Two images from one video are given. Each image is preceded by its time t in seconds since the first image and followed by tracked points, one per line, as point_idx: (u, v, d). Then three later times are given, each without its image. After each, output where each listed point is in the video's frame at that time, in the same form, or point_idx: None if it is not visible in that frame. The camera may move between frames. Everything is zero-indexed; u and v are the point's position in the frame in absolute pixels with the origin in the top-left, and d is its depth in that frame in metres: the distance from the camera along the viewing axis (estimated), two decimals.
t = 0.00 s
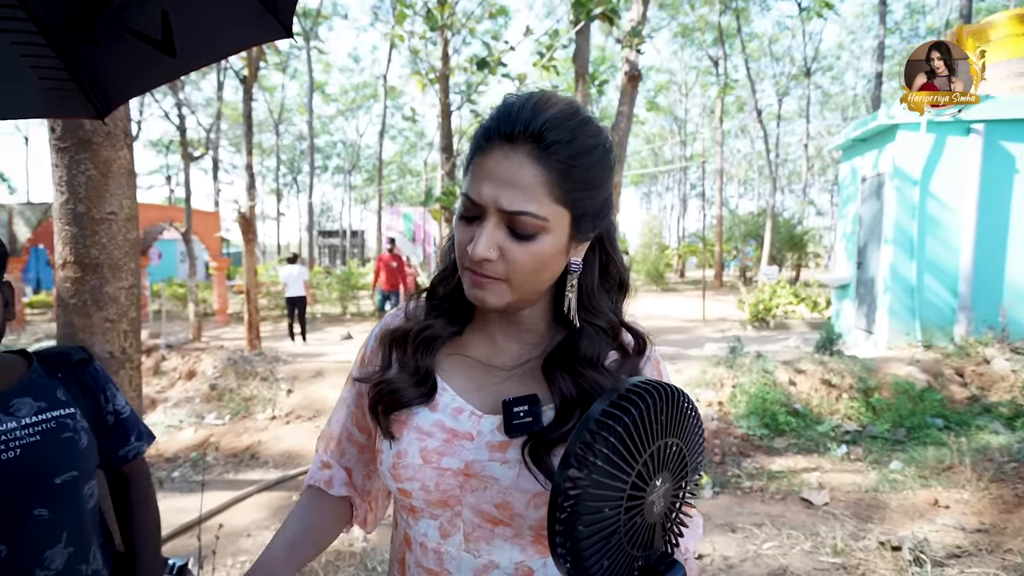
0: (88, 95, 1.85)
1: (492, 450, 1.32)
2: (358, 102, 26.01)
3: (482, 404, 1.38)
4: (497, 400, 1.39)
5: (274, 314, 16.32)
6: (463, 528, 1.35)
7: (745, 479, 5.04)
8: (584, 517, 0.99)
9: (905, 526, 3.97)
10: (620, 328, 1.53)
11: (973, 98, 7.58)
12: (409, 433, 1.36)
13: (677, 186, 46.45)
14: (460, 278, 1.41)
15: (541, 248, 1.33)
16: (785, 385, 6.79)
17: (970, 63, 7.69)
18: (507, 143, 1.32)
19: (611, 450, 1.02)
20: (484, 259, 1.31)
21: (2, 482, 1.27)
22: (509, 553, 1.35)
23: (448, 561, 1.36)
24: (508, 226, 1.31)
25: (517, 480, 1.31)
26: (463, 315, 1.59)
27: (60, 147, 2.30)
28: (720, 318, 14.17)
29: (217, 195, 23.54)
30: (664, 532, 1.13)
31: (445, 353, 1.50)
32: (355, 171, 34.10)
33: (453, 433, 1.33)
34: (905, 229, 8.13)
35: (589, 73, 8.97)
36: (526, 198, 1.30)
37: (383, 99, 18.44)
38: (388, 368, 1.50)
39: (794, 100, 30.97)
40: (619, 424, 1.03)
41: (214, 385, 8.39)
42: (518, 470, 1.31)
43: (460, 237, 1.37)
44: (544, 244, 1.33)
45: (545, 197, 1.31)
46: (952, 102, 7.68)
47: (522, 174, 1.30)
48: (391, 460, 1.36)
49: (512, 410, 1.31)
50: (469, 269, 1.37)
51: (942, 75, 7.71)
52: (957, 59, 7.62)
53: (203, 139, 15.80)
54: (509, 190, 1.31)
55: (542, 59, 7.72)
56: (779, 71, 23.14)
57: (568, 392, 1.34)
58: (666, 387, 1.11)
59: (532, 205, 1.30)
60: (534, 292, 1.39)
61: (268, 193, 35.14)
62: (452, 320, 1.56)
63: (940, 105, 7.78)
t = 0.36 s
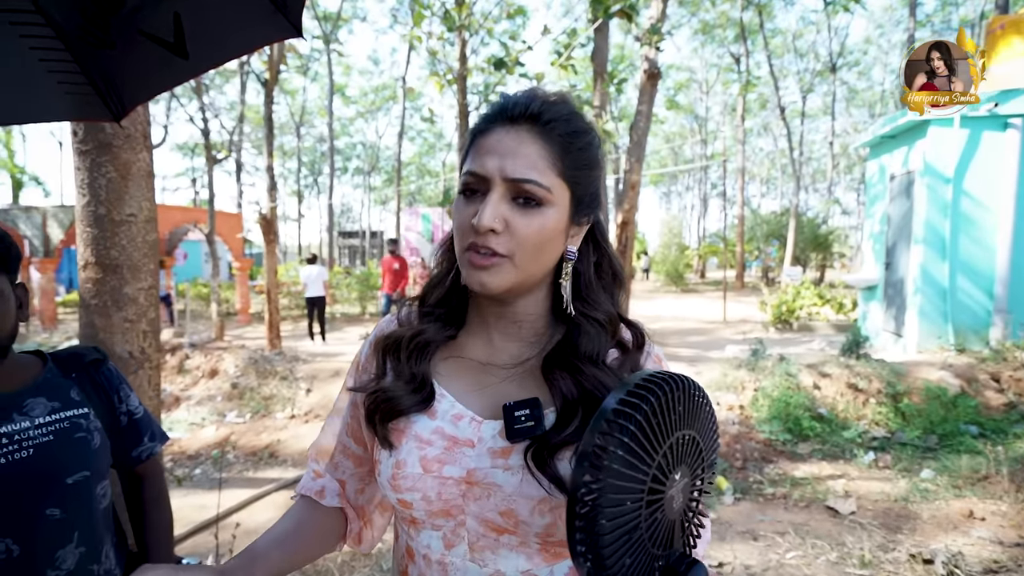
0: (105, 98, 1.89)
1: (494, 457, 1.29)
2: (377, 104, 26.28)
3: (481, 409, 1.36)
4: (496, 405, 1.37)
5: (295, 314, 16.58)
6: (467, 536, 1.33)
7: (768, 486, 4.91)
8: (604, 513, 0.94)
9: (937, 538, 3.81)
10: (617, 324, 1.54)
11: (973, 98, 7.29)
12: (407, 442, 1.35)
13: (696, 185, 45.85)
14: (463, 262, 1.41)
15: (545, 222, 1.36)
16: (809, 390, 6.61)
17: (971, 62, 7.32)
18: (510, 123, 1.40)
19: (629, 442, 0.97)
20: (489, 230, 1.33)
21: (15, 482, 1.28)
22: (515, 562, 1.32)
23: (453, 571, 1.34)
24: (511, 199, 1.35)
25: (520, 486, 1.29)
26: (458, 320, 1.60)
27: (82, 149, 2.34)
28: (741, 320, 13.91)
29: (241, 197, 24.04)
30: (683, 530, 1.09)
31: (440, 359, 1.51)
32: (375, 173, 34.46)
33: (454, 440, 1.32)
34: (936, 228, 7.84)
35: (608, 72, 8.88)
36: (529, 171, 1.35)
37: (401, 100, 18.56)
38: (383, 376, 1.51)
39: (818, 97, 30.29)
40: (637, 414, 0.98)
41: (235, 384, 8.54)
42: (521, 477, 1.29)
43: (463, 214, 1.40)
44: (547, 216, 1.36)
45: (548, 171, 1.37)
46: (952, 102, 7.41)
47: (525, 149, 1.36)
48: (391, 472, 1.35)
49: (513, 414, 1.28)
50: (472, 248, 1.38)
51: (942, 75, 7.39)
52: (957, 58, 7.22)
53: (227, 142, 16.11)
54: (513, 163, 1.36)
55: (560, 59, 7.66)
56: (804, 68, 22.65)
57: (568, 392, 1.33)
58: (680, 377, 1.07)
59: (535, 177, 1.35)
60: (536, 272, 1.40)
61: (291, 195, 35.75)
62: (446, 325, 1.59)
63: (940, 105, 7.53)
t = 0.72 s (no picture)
0: (124, 105, 1.91)
1: (486, 466, 1.34)
2: (393, 106, 26.46)
3: (471, 420, 1.42)
4: (484, 413, 1.43)
5: (311, 313, 16.75)
6: (463, 546, 1.37)
7: (786, 490, 4.82)
8: (669, 517, 1.03)
9: (963, 546, 3.71)
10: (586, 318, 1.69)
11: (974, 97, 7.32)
12: (390, 461, 1.37)
13: (712, 185, 45.33)
14: (468, 247, 1.47)
15: (545, 213, 1.52)
16: (829, 393, 6.49)
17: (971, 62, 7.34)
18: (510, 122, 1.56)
19: (692, 444, 1.07)
20: (501, 216, 1.44)
21: (40, 478, 1.30)
22: (514, 564, 1.38)
23: None
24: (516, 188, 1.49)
25: (517, 493, 1.34)
26: (428, 334, 1.63)
27: (105, 151, 2.38)
28: (758, 321, 13.71)
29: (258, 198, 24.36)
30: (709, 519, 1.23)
31: (420, 376, 1.54)
32: (390, 174, 34.72)
33: (442, 454, 1.36)
34: (962, 229, 7.63)
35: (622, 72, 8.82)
36: (531, 165, 1.52)
37: (416, 102, 18.68)
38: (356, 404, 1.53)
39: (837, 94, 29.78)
40: (691, 419, 1.09)
41: (252, 383, 8.65)
42: (516, 483, 1.34)
43: (467, 203, 1.48)
44: (548, 207, 1.52)
45: (547, 165, 1.55)
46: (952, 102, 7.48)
47: (526, 144, 1.53)
48: (376, 498, 1.36)
49: (504, 422, 1.36)
50: (481, 233, 1.46)
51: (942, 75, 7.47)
52: (957, 58, 7.29)
53: (245, 143, 16.36)
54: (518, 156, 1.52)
55: (574, 58, 7.63)
56: (823, 65, 22.29)
57: (558, 388, 1.44)
58: (711, 385, 1.20)
59: (538, 170, 1.52)
60: (535, 261, 1.52)
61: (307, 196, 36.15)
62: (419, 342, 1.60)
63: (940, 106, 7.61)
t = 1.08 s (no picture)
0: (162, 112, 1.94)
1: (471, 450, 1.38)
2: (405, 107, 26.69)
3: (455, 409, 1.44)
4: (466, 400, 1.47)
5: (325, 313, 16.96)
6: (452, 525, 1.41)
7: (800, 490, 4.82)
8: (617, 471, 1.10)
9: (980, 547, 3.70)
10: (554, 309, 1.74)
11: (973, 97, 7.38)
12: (382, 450, 1.39)
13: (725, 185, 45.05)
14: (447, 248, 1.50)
15: (519, 217, 1.57)
16: (844, 393, 6.45)
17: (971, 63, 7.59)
18: (486, 129, 1.60)
19: (635, 410, 1.14)
20: (479, 220, 1.49)
21: (95, 460, 1.39)
22: (497, 537, 1.43)
23: (441, 559, 1.42)
24: (492, 192, 1.53)
25: (501, 472, 1.39)
26: (409, 327, 1.64)
27: (140, 154, 2.48)
28: (771, 322, 13.63)
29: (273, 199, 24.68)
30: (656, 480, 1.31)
31: (402, 369, 1.55)
32: (402, 175, 34.97)
33: (430, 441, 1.39)
34: (980, 229, 7.54)
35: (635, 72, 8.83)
36: (506, 170, 1.56)
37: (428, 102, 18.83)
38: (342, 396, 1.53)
39: (852, 93, 29.46)
40: (636, 390, 1.16)
41: (269, 381, 8.80)
42: (499, 465, 1.39)
43: (445, 206, 1.51)
44: (523, 210, 1.58)
45: (521, 171, 1.59)
46: (953, 101, 7.64)
47: (501, 151, 1.57)
48: (369, 483, 1.40)
49: (485, 410, 1.39)
50: (460, 234, 1.50)
51: (942, 75, 7.80)
52: (956, 59, 7.67)
53: (260, 145, 16.60)
54: (495, 160, 1.55)
55: (587, 59, 7.68)
56: (838, 63, 22.08)
57: (533, 375, 1.49)
58: (657, 356, 1.30)
59: (512, 175, 1.56)
60: (509, 261, 1.57)
61: (320, 197, 36.53)
62: (401, 337, 1.61)
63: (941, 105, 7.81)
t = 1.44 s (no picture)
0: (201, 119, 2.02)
1: (479, 417, 1.47)
2: (415, 108, 26.95)
3: (461, 384, 1.53)
4: (473, 378, 1.55)
5: (337, 312, 17.18)
6: (465, 485, 1.49)
7: (809, 485, 4.91)
8: (592, 432, 1.18)
9: (986, 539, 3.77)
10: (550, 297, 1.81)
11: (973, 97, 7.56)
12: (403, 420, 1.48)
13: (734, 185, 44.91)
14: (450, 253, 1.58)
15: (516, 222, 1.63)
16: (852, 391, 6.52)
17: (971, 62, 7.90)
18: (481, 142, 1.62)
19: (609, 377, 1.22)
20: (477, 231, 1.55)
21: (162, 434, 1.54)
22: (504, 493, 1.51)
23: (456, 514, 1.49)
24: (488, 203, 1.58)
25: (507, 436, 1.48)
26: (422, 315, 1.71)
27: (181, 156, 2.63)
28: (780, 322, 13.66)
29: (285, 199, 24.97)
30: (633, 439, 1.40)
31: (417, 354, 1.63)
32: (411, 176, 35.24)
33: (443, 412, 1.48)
34: (989, 229, 7.57)
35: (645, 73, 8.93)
36: (499, 180, 1.60)
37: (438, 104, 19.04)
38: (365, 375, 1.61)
39: (863, 92, 29.29)
40: (610, 358, 1.23)
41: (285, 378, 8.98)
42: (506, 429, 1.48)
43: (445, 216, 1.58)
44: (517, 216, 1.63)
45: (514, 180, 1.64)
46: (952, 101, 7.84)
47: (494, 163, 1.61)
48: (391, 450, 1.48)
49: (491, 384, 1.48)
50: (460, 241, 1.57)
51: (942, 75, 8.07)
52: (956, 58, 7.94)
53: (273, 146, 16.87)
54: (488, 174, 1.59)
55: (598, 61, 7.80)
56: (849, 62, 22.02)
57: (530, 356, 1.58)
58: (635, 331, 1.36)
59: (504, 184, 1.60)
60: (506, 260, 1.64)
61: (331, 198, 36.87)
62: (415, 324, 1.68)
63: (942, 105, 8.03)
